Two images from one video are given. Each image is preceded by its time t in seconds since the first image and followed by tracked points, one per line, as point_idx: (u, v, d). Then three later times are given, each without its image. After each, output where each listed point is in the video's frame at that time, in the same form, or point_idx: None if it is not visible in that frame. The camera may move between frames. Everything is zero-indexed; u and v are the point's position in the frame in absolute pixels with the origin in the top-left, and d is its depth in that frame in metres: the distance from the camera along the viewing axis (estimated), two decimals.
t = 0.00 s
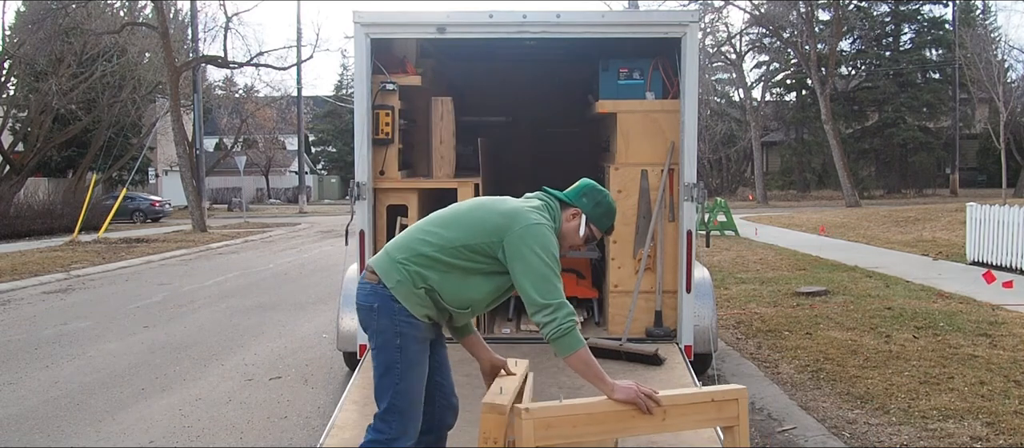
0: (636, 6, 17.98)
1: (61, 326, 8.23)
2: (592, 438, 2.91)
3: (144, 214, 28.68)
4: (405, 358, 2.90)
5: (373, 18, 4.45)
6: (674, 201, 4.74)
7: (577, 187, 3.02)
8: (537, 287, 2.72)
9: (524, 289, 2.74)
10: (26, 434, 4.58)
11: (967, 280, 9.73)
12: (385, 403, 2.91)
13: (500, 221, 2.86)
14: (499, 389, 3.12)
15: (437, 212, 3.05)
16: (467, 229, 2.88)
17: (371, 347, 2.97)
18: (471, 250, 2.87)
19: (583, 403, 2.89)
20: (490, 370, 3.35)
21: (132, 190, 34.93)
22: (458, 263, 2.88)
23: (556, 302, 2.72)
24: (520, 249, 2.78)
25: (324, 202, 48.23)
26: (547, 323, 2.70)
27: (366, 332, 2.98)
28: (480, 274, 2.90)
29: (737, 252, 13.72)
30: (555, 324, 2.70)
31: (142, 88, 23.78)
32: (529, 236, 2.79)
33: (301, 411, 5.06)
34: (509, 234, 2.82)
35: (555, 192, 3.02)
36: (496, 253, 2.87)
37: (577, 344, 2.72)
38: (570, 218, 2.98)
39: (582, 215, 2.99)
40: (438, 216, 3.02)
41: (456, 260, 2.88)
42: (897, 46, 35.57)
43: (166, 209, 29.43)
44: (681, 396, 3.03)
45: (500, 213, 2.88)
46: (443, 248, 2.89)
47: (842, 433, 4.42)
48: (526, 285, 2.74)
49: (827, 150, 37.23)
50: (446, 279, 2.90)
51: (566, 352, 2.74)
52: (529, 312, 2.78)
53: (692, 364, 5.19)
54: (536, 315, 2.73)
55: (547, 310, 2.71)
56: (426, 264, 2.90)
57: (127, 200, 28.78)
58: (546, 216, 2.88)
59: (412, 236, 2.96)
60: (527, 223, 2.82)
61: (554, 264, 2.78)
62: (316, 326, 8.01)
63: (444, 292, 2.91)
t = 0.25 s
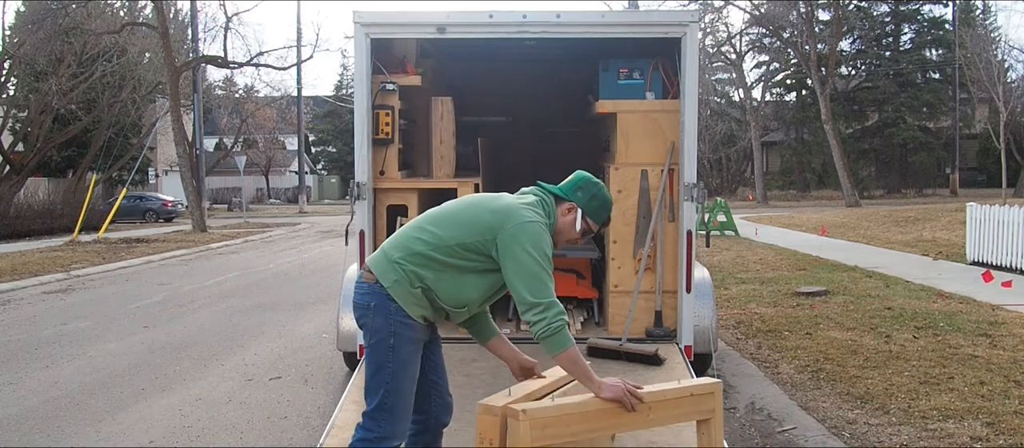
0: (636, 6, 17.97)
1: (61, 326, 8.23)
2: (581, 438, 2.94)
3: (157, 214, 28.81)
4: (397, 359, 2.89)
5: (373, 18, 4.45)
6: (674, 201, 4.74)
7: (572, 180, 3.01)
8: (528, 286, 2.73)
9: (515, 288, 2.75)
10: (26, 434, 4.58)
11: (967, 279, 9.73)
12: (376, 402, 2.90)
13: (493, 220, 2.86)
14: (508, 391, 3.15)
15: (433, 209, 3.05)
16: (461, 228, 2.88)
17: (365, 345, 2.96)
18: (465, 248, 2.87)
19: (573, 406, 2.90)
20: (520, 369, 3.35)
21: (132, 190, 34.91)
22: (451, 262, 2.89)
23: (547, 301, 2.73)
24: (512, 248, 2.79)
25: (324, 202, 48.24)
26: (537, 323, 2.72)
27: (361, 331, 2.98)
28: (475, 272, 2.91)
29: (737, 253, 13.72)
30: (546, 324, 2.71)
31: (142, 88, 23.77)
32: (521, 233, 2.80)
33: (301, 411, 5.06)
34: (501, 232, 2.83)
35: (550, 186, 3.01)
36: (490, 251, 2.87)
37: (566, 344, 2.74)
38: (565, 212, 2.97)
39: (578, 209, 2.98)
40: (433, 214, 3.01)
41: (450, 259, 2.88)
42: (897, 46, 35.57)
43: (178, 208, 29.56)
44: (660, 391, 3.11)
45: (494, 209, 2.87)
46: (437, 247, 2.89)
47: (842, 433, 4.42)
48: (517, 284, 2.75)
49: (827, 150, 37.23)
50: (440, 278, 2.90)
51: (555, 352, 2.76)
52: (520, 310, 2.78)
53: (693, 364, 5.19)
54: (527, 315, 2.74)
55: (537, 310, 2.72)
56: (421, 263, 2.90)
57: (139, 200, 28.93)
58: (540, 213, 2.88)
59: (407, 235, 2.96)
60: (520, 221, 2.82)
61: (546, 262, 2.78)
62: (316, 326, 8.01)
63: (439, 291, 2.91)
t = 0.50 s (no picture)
0: (636, 7, 17.98)
1: (61, 326, 8.23)
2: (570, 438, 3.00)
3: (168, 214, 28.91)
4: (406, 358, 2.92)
5: (373, 18, 4.45)
6: (674, 201, 4.74)
7: (575, 174, 2.99)
8: (521, 285, 2.73)
9: (510, 287, 2.75)
10: (26, 434, 4.58)
11: (967, 279, 9.73)
12: (388, 403, 2.92)
13: (492, 216, 2.85)
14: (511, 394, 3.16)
15: (436, 207, 3.05)
16: (462, 226, 2.88)
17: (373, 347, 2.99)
18: (465, 247, 2.87)
19: (562, 406, 2.95)
20: (545, 374, 3.30)
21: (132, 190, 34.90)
22: (452, 261, 2.89)
23: (540, 301, 2.73)
24: (510, 246, 2.78)
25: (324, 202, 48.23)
26: (529, 322, 2.72)
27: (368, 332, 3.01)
28: (476, 270, 2.91)
29: (737, 252, 13.72)
30: (536, 322, 2.72)
31: (142, 89, 23.76)
32: (519, 232, 2.79)
33: (301, 411, 5.05)
34: (500, 230, 2.82)
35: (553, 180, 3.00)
36: (490, 249, 2.87)
37: (555, 343, 2.76)
38: (569, 206, 2.96)
39: (581, 203, 2.97)
40: (436, 211, 3.01)
41: (451, 258, 2.89)
42: (897, 46, 35.58)
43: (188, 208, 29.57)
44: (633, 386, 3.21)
45: (494, 207, 2.87)
46: (438, 248, 2.90)
47: (842, 433, 4.42)
48: (511, 284, 2.75)
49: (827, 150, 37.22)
50: (442, 277, 2.91)
51: (547, 350, 2.77)
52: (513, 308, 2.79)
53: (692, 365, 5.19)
54: (521, 314, 2.74)
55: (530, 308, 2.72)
56: (423, 262, 2.91)
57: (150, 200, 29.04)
58: (541, 209, 2.86)
59: (411, 234, 2.98)
60: (518, 219, 2.81)
61: (542, 261, 2.78)
62: (316, 326, 8.01)
63: (442, 289, 2.92)
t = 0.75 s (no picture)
0: (636, 7, 17.98)
1: (61, 326, 8.23)
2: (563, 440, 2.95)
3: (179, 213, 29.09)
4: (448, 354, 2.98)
5: (373, 19, 4.45)
6: (674, 201, 4.75)
7: (578, 163, 3.01)
8: (521, 281, 2.75)
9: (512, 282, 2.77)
10: (25, 434, 4.58)
11: (967, 280, 9.73)
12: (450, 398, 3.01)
13: (496, 213, 2.87)
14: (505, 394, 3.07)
15: (442, 205, 3.07)
16: (467, 224, 2.90)
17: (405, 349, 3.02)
18: (474, 245, 2.90)
19: (559, 406, 2.90)
20: (542, 377, 3.28)
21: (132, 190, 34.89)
22: (461, 260, 2.92)
23: (541, 295, 2.74)
24: (513, 242, 2.81)
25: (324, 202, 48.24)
26: (530, 318, 2.73)
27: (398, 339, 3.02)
28: (485, 266, 2.94)
29: (737, 253, 13.72)
30: (536, 318, 2.73)
31: (142, 89, 23.76)
32: (523, 227, 2.81)
33: (301, 411, 5.06)
34: (504, 225, 2.85)
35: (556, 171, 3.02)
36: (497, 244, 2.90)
37: (554, 338, 2.77)
38: (574, 195, 2.98)
39: (585, 192, 2.99)
40: (442, 209, 3.04)
41: (461, 257, 2.92)
42: (897, 46, 35.59)
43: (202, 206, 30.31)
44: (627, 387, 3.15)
45: (497, 203, 2.89)
46: (447, 248, 2.92)
47: (842, 433, 4.42)
48: (515, 279, 2.76)
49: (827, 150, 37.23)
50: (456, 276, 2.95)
51: (545, 346, 2.77)
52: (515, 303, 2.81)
53: (692, 365, 5.20)
54: (522, 309, 2.75)
55: (533, 305, 2.73)
56: (435, 264, 2.93)
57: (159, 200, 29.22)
58: (544, 203, 2.88)
59: (418, 236, 3.00)
60: (521, 214, 2.83)
61: (545, 255, 2.79)
62: (317, 326, 8.01)
63: (458, 288, 2.96)
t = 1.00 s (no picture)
0: (636, 7, 17.97)
1: (61, 326, 8.23)
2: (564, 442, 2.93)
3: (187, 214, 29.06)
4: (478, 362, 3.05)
5: (374, 19, 4.45)
6: (674, 202, 4.75)
7: (597, 172, 3.00)
8: (536, 291, 2.73)
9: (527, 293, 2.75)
10: (26, 434, 4.58)
11: (967, 280, 9.73)
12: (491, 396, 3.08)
13: (516, 222, 2.87)
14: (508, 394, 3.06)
15: (461, 213, 3.07)
16: (487, 233, 2.91)
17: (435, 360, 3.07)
18: (493, 253, 2.91)
19: (562, 408, 2.88)
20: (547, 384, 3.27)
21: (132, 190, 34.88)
22: (480, 268, 2.93)
23: (556, 307, 2.71)
24: (529, 252, 2.80)
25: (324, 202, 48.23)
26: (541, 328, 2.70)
27: (426, 350, 3.05)
28: (504, 275, 2.96)
29: (737, 253, 13.72)
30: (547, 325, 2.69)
31: (142, 89, 23.75)
32: (541, 236, 2.80)
33: (301, 411, 5.06)
34: (522, 236, 2.84)
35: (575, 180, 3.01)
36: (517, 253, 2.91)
37: (568, 348, 2.72)
38: (593, 204, 2.98)
39: (606, 200, 2.99)
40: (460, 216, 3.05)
41: (481, 266, 2.93)
42: (897, 46, 35.59)
43: (211, 207, 30.56)
44: (628, 388, 3.15)
45: (516, 211, 2.88)
46: (467, 258, 2.94)
47: (842, 433, 4.42)
48: (531, 290, 2.74)
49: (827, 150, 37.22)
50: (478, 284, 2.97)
51: (558, 356, 2.74)
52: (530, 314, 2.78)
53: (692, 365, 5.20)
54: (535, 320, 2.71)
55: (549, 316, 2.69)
56: (456, 274, 2.95)
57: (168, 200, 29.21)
58: (563, 213, 2.87)
59: (438, 246, 3.00)
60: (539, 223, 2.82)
61: (564, 266, 2.77)
62: (316, 326, 8.01)
63: (479, 297, 2.99)
